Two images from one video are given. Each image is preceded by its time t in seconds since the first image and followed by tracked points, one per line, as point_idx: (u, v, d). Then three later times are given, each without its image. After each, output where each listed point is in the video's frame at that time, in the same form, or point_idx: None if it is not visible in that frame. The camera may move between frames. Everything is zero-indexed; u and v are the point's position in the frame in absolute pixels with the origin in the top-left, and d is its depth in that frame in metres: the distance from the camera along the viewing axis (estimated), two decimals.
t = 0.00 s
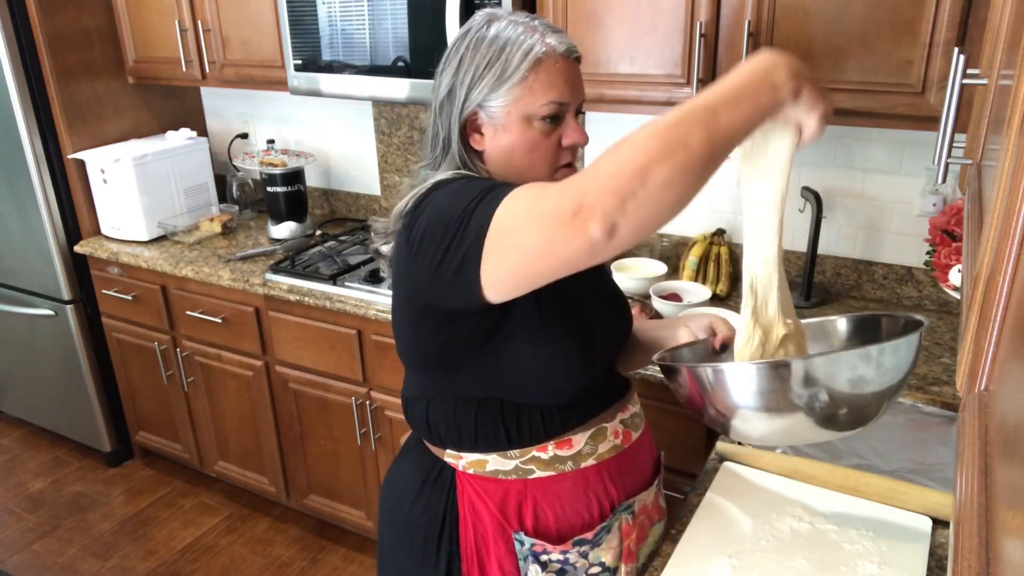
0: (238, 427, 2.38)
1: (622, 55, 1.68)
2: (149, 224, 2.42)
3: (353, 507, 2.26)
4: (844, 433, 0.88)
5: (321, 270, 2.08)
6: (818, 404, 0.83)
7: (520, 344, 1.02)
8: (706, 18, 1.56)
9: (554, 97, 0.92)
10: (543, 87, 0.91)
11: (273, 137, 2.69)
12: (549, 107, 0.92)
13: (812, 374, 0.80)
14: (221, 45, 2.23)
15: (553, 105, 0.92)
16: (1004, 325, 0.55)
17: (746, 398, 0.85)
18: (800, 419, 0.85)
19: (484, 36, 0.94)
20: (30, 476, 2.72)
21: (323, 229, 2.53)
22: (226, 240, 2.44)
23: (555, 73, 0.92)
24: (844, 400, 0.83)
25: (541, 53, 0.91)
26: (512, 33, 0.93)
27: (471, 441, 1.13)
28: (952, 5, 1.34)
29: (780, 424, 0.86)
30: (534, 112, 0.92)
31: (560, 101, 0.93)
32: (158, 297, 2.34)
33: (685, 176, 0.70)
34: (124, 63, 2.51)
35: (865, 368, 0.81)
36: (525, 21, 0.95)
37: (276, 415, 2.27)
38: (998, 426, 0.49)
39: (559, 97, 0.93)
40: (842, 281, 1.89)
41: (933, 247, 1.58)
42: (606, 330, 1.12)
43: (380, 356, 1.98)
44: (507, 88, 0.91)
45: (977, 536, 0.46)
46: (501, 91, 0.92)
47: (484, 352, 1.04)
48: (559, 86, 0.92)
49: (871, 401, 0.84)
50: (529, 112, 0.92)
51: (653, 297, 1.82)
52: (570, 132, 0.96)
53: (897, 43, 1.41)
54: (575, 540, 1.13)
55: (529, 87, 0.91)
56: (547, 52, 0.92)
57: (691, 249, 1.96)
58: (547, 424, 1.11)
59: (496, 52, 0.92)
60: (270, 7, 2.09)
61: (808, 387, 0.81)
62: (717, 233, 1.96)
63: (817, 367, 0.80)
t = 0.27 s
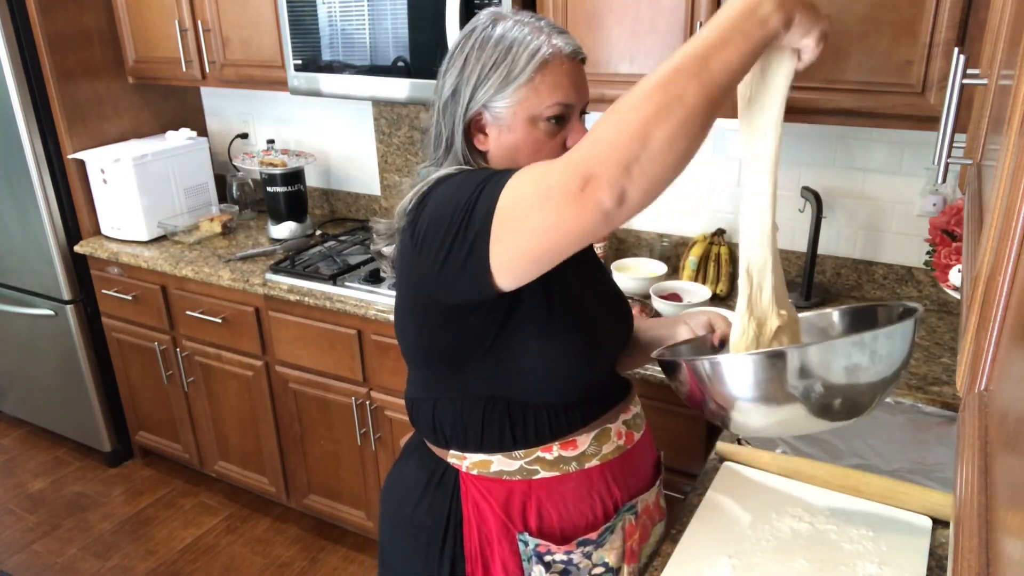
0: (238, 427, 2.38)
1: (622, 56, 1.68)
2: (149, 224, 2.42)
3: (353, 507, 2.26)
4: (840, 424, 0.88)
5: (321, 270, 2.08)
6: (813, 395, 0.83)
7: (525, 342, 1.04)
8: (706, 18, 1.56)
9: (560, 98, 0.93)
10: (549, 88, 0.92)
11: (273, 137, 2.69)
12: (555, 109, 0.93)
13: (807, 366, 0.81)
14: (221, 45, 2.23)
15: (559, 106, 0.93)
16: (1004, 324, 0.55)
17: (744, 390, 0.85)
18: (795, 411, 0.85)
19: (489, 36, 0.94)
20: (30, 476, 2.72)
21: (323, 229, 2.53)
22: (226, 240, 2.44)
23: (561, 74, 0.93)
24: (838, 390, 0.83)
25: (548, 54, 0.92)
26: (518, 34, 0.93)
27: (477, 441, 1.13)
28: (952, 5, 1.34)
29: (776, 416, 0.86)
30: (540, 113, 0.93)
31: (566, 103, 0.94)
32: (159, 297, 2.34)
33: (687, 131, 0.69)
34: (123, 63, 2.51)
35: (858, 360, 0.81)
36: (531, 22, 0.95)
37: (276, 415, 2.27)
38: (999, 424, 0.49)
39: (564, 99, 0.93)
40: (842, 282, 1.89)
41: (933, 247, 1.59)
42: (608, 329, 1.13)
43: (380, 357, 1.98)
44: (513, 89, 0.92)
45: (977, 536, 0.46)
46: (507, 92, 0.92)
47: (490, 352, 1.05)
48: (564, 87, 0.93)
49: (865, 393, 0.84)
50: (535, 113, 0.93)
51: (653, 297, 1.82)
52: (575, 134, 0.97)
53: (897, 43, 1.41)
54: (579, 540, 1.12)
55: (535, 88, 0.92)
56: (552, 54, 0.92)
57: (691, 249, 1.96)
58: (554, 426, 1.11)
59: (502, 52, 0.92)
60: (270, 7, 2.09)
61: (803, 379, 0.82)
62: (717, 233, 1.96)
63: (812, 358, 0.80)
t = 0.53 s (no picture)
0: (238, 427, 2.38)
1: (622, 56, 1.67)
2: (149, 224, 2.42)
3: (353, 507, 2.26)
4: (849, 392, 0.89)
5: (321, 270, 2.08)
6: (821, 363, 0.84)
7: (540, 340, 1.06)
8: (706, 18, 1.56)
9: (629, 107, 0.95)
10: (620, 96, 0.95)
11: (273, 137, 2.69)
12: (625, 116, 0.96)
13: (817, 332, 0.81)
14: (221, 45, 2.23)
15: (628, 114, 0.96)
16: (1004, 324, 0.55)
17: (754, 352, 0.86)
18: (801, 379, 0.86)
19: (567, 41, 0.95)
20: (30, 476, 2.72)
21: (323, 229, 2.53)
22: (226, 240, 2.44)
23: (633, 82, 0.95)
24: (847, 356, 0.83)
25: (624, 62, 0.94)
26: (597, 41, 0.94)
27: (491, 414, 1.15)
28: (952, 6, 1.34)
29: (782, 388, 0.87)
30: (609, 120, 0.95)
31: (635, 111, 0.96)
32: (159, 297, 2.34)
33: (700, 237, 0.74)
34: (124, 63, 2.51)
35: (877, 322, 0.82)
36: (607, 27, 0.96)
37: (276, 415, 2.27)
38: (998, 425, 0.49)
39: (634, 107, 0.96)
40: (842, 282, 1.90)
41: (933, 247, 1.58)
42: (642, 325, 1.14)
43: (380, 357, 1.98)
44: (589, 94, 0.94)
45: (977, 536, 0.46)
46: (584, 99, 0.94)
47: (502, 348, 1.07)
48: (634, 96, 0.96)
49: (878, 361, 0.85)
50: (604, 120, 0.95)
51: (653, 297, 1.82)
52: (639, 141, 0.98)
53: (897, 43, 1.41)
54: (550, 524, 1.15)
55: (609, 95, 0.94)
56: (628, 63, 0.94)
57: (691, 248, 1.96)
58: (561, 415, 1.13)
59: (583, 59, 0.93)
60: (270, 7, 2.09)
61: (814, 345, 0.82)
62: (717, 233, 1.96)
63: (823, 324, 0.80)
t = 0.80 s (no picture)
0: (238, 427, 2.38)
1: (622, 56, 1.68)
2: (149, 224, 2.42)
3: (353, 507, 2.26)
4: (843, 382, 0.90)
5: (321, 270, 2.08)
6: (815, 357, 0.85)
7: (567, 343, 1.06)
8: (706, 18, 1.56)
9: (647, 127, 0.94)
10: (638, 116, 0.94)
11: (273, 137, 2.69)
12: (641, 136, 0.95)
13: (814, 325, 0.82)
14: (221, 45, 2.23)
15: (645, 134, 0.95)
16: (1005, 324, 0.56)
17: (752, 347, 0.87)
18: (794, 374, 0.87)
19: (591, 54, 0.94)
20: (30, 476, 2.72)
21: (323, 229, 2.53)
22: (226, 240, 2.44)
23: (653, 103, 0.94)
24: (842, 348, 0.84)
25: (645, 83, 0.93)
26: (621, 58, 0.93)
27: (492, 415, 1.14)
28: (952, 5, 1.34)
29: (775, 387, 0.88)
30: (626, 139, 0.95)
31: (652, 132, 0.95)
32: (159, 297, 2.34)
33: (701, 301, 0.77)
34: (124, 63, 2.51)
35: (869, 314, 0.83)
36: (632, 43, 0.95)
37: (276, 414, 2.27)
38: (998, 425, 0.49)
39: (652, 128, 0.95)
40: (842, 281, 1.90)
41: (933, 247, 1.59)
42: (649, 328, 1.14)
43: (380, 357, 1.98)
44: (607, 111, 0.93)
45: (977, 535, 0.46)
46: (600, 115, 0.93)
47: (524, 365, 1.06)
48: (654, 116, 0.95)
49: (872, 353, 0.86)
50: (620, 138, 0.94)
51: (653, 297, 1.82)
52: (655, 161, 0.98)
53: (897, 43, 1.41)
54: (549, 526, 1.13)
55: (628, 114, 0.93)
56: (649, 83, 0.94)
57: (691, 248, 1.96)
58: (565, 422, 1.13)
59: (604, 75, 0.93)
60: (270, 6, 2.09)
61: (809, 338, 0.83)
62: (717, 233, 1.97)
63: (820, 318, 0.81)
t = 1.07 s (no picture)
0: (238, 428, 2.38)
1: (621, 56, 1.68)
2: (149, 224, 2.42)
3: (353, 507, 2.26)
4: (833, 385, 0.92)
5: (321, 270, 2.08)
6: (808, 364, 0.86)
7: (602, 342, 1.06)
8: (706, 18, 1.56)
9: (660, 137, 0.94)
10: (653, 125, 0.93)
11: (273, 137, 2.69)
12: (653, 146, 0.94)
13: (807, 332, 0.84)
14: (221, 45, 2.23)
15: (657, 143, 0.94)
16: (1005, 324, 0.56)
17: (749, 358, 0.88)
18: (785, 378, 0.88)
19: (609, 62, 0.93)
20: (30, 476, 2.72)
21: (323, 229, 2.53)
22: (226, 240, 2.44)
23: (669, 113, 0.94)
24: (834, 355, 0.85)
25: (661, 92, 0.92)
26: (640, 66, 0.92)
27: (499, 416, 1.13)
28: (952, 5, 1.34)
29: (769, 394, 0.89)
30: (638, 147, 0.94)
31: (664, 141, 0.95)
32: (159, 297, 2.34)
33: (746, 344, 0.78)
34: (124, 63, 2.51)
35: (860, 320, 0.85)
36: (651, 51, 0.94)
37: (276, 414, 2.27)
38: (998, 425, 0.49)
39: (664, 137, 0.94)
40: (842, 281, 1.90)
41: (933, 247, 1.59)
42: (662, 328, 1.15)
43: (380, 357, 1.98)
44: (621, 120, 0.92)
45: (977, 536, 0.46)
46: (614, 123, 0.92)
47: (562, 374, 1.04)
48: (669, 126, 0.94)
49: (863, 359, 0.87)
50: (633, 146, 0.94)
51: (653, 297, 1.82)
52: (666, 170, 0.98)
53: (897, 43, 1.41)
54: (575, 523, 1.15)
55: (641, 122, 0.92)
56: (666, 92, 0.93)
57: (691, 248, 1.96)
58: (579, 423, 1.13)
59: (621, 82, 0.92)
60: (270, 6, 2.09)
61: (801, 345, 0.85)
62: (717, 233, 1.97)
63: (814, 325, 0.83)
